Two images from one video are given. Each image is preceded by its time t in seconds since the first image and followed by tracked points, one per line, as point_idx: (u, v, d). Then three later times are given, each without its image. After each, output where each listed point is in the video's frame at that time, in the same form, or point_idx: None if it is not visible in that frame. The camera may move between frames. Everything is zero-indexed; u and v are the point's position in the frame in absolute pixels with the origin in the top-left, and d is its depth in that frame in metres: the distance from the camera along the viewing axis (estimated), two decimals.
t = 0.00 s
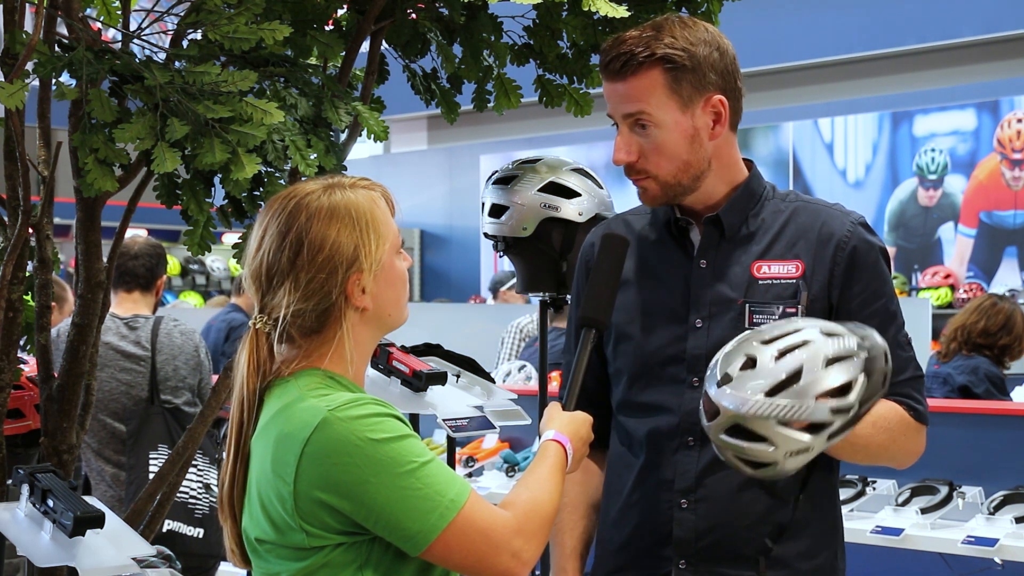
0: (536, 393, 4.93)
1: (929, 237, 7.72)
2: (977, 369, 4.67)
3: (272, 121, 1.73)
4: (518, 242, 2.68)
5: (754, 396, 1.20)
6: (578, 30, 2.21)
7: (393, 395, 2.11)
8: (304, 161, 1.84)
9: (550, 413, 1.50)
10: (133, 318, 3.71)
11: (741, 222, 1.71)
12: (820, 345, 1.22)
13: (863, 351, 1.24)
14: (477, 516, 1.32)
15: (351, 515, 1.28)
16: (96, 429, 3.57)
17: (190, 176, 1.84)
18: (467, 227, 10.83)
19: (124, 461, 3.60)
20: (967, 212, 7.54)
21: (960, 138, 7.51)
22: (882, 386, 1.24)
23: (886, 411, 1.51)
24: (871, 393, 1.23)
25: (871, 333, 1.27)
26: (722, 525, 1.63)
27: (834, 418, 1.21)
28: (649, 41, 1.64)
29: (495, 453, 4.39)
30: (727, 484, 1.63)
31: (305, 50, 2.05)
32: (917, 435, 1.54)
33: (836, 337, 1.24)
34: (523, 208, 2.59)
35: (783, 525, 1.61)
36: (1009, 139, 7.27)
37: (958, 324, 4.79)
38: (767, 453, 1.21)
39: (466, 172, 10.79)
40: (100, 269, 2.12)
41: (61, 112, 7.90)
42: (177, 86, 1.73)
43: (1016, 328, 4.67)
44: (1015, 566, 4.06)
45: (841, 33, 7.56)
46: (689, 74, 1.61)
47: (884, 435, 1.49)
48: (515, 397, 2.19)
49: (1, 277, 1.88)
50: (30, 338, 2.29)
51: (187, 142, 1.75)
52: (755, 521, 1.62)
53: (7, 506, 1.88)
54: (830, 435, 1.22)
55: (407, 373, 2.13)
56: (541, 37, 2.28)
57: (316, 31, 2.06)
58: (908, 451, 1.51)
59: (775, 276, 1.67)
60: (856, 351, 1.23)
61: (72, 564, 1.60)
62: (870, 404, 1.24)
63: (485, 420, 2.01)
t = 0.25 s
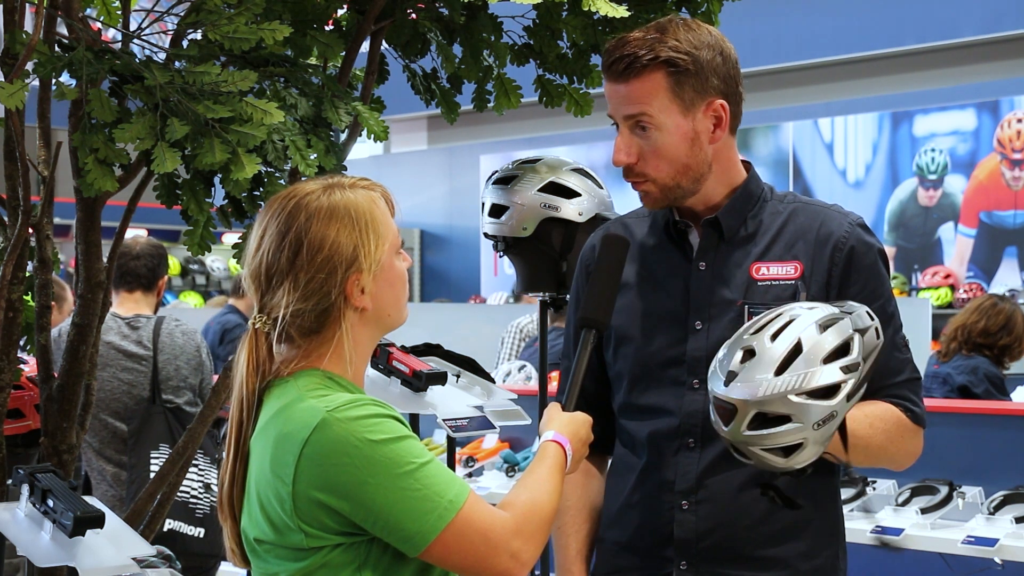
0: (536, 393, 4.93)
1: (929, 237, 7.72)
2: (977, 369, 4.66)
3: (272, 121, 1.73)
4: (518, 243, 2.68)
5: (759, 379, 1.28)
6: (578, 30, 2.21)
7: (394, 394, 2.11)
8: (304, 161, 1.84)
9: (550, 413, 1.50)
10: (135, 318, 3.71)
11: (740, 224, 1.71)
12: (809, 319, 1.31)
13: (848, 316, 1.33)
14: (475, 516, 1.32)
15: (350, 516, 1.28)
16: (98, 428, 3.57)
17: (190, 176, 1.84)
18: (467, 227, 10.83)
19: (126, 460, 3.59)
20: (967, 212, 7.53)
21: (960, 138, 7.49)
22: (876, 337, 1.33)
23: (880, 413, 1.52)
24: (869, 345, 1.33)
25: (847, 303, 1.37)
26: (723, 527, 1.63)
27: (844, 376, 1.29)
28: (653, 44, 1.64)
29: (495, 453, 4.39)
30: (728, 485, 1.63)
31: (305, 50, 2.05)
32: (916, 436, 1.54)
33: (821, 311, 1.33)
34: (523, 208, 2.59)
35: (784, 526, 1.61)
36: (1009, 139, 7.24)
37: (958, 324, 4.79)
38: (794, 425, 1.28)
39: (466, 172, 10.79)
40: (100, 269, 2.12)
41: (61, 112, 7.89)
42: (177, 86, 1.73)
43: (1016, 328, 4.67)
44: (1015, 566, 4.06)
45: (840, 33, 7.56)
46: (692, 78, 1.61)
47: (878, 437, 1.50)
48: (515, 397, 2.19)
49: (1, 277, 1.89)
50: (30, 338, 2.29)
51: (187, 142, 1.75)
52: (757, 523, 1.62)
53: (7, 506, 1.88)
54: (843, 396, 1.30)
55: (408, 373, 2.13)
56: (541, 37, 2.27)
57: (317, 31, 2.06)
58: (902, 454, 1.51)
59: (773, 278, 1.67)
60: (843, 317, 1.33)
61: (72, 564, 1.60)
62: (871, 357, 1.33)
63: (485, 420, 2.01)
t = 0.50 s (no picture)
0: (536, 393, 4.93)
1: (929, 237, 7.72)
2: (977, 369, 4.66)
3: (272, 121, 1.73)
4: (518, 243, 2.68)
5: (758, 389, 1.28)
6: (578, 30, 2.21)
7: (393, 395, 2.11)
8: (304, 161, 1.84)
9: (549, 414, 1.49)
10: (136, 318, 3.72)
11: (739, 225, 1.71)
12: (799, 325, 1.31)
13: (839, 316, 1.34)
14: (475, 517, 1.32)
15: (350, 516, 1.28)
16: (98, 428, 3.57)
17: (190, 176, 1.84)
18: (467, 227, 10.83)
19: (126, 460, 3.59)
20: (967, 212, 7.54)
21: (960, 138, 7.53)
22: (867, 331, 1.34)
23: (881, 413, 1.52)
24: (863, 340, 1.33)
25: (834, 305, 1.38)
26: (724, 527, 1.63)
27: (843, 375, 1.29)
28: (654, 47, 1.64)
29: (495, 453, 4.39)
30: (728, 485, 1.63)
31: (305, 50, 2.05)
32: (916, 435, 1.54)
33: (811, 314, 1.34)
34: (523, 208, 2.59)
35: (785, 526, 1.61)
36: (1009, 139, 7.29)
37: (958, 324, 4.79)
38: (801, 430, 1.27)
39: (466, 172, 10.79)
40: (100, 269, 2.12)
41: (61, 112, 7.89)
42: (177, 86, 1.73)
43: (1016, 328, 4.67)
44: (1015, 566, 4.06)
45: (841, 33, 7.55)
46: (692, 81, 1.61)
47: (880, 437, 1.50)
48: (515, 397, 2.19)
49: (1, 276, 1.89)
50: (30, 338, 2.29)
51: (187, 142, 1.75)
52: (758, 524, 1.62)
53: (7, 506, 1.88)
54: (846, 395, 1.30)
55: (408, 373, 2.13)
56: (541, 37, 2.28)
57: (316, 31, 2.06)
58: (903, 452, 1.52)
59: (773, 279, 1.67)
60: (834, 318, 1.33)
61: (71, 564, 1.60)
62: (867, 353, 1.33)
63: (485, 420, 2.01)
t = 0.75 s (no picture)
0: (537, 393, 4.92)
1: (929, 237, 7.72)
2: (977, 369, 4.66)
3: (272, 121, 1.73)
4: (518, 243, 2.68)
5: (742, 421, 1.20)
6: (578, 30, 2.21)
7: (393, 395, 2.11)
8: (304, 161, 1.84)
9: (550, 414, 1.49)
10: (137, 318, 3.72)
11: (741, 226, 1.71)
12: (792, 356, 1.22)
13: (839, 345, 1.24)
14: (476, 517, 1.32)
15: (351, 516, 1.28)
16: (99, 428, 3.57)
17: (190, 176, 1.84)
18: (468, 227, 10.84)
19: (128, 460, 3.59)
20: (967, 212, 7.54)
21: (960, 138, 7.50)
22: (870, 361, 1.23)
23: (883, 416, 1.52)
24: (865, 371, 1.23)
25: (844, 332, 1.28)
26: (725, 527, 1.63)
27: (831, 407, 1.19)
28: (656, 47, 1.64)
29: (495, 453, 4.39)
30: (730, 485, 1.63)
31: (305, 51, 2.05)
32: (918, 435, 1.55)
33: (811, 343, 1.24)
34: (523, 208, 2.59)
35: (787, 526, 1.61)
36: (1009, 139, 7.26)
37: (958, 324, 4.79)
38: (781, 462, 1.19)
39: (466, 172, 10.79)
40: (100, 269, 2.12)
41: (61, 112, 7.89)
42: (177, 86, 1.73)
43: (1016, 328, 4.67)
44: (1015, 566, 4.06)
45: (840, 33, 7.55)
46: (695, 80, 1.61)
47: (884, 439, 1.50)
48: (515, 397, 2.19)
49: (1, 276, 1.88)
50: (30, 338, 2.29)
51: (187, 142, 1.75)
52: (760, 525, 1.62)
53: (7, 506, 1.88)
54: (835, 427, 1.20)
55: (407, 373, 2.13)
56: (541, 37, 2.27)
57: (317, 31, 2.06)
58: (907, 453, 1.52)
59: (774, 279, 1.67)
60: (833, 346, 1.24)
61: (71, 564, 1.60)
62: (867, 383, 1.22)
63: (485, 420, 2.01)
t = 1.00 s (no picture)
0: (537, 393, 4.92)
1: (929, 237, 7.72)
2: (977, 369, 4.66)
3: (272, 121, 1.73)
4: (518, 243, 2.68)
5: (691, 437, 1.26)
6: (578, 30, 2.21)
7: (394, 395, 2.11)
8: (304, 161, 1.84)
9: (550, 415, 1.49)
10: (139, 317, 3.72)
11: (741, 226, 1.71)
12: (767, 385, 1.24)
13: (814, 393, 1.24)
14: (478, 517, 1.32)
15: (352, 516, 1.28)
16: (100, 428, 3.57)
17: (190, 176, 1.84)
18: (468, 228, 10.84)
19: (129, 460, 3.59)
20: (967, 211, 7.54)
21: (960, 138, 7.52)
22: (830, 417, 1.21)
23: (891, 427, 1.52)
24: (822, 421, 1.21)
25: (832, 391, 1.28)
26: (727, 527, 1.63)
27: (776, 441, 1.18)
28: (659, 50, 1.62)
29: (495, 453, 4.39)
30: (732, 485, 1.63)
31: (305, 51, 2.05)
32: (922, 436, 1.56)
33: (791, 381, 1.25)
34: (523, 208, 2.60)
35: (789, 526, 1.61)
36: (1009, 139, 7.27)
37: (958, 324, 4.79)
38: (719, 473, 1.19)
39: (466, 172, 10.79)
40: (100, 269, 2.12)
41: (61, 112, 7.90)
42: (177, 86, 1.73)
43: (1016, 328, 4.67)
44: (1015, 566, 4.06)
45: (840, 33, 7.55)
46: (701, 80, 1.61)
47: (896, 447, 1.50)
48: (515, 397, 2.19)
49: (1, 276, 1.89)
50: (30, 338, 2.29)
51: (187, 142, 1.75)
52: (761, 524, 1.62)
53: (7, 506, 1.88)
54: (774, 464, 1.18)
55: (407, 373, 2.13)
56: (541, 37, 2.28)
57: (317, 31, 2.06)
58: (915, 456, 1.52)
59: (775, 279, 1.67)
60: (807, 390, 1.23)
61: (72, 564, 1.61)
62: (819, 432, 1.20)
63: (485, 420, 2.01)
